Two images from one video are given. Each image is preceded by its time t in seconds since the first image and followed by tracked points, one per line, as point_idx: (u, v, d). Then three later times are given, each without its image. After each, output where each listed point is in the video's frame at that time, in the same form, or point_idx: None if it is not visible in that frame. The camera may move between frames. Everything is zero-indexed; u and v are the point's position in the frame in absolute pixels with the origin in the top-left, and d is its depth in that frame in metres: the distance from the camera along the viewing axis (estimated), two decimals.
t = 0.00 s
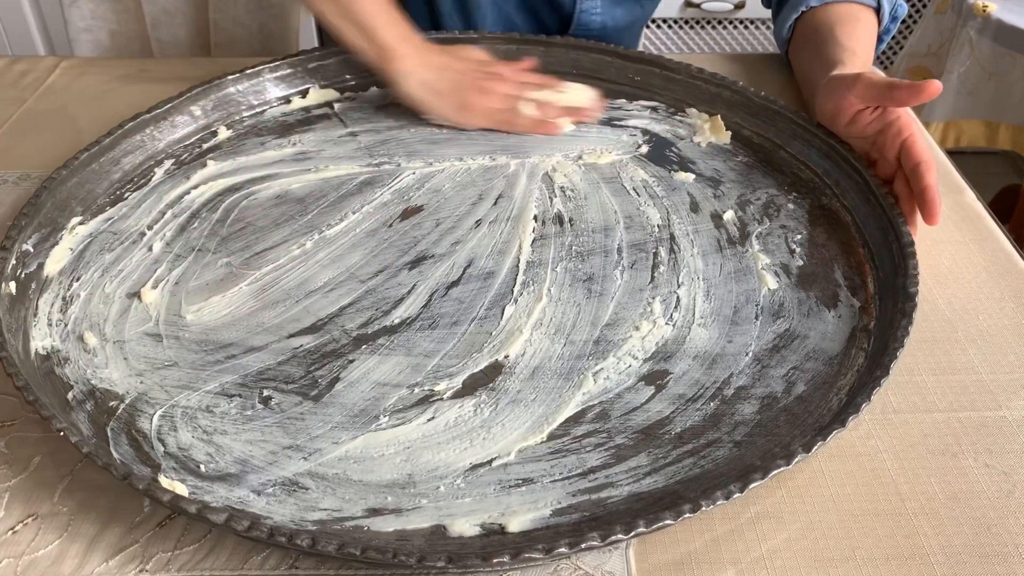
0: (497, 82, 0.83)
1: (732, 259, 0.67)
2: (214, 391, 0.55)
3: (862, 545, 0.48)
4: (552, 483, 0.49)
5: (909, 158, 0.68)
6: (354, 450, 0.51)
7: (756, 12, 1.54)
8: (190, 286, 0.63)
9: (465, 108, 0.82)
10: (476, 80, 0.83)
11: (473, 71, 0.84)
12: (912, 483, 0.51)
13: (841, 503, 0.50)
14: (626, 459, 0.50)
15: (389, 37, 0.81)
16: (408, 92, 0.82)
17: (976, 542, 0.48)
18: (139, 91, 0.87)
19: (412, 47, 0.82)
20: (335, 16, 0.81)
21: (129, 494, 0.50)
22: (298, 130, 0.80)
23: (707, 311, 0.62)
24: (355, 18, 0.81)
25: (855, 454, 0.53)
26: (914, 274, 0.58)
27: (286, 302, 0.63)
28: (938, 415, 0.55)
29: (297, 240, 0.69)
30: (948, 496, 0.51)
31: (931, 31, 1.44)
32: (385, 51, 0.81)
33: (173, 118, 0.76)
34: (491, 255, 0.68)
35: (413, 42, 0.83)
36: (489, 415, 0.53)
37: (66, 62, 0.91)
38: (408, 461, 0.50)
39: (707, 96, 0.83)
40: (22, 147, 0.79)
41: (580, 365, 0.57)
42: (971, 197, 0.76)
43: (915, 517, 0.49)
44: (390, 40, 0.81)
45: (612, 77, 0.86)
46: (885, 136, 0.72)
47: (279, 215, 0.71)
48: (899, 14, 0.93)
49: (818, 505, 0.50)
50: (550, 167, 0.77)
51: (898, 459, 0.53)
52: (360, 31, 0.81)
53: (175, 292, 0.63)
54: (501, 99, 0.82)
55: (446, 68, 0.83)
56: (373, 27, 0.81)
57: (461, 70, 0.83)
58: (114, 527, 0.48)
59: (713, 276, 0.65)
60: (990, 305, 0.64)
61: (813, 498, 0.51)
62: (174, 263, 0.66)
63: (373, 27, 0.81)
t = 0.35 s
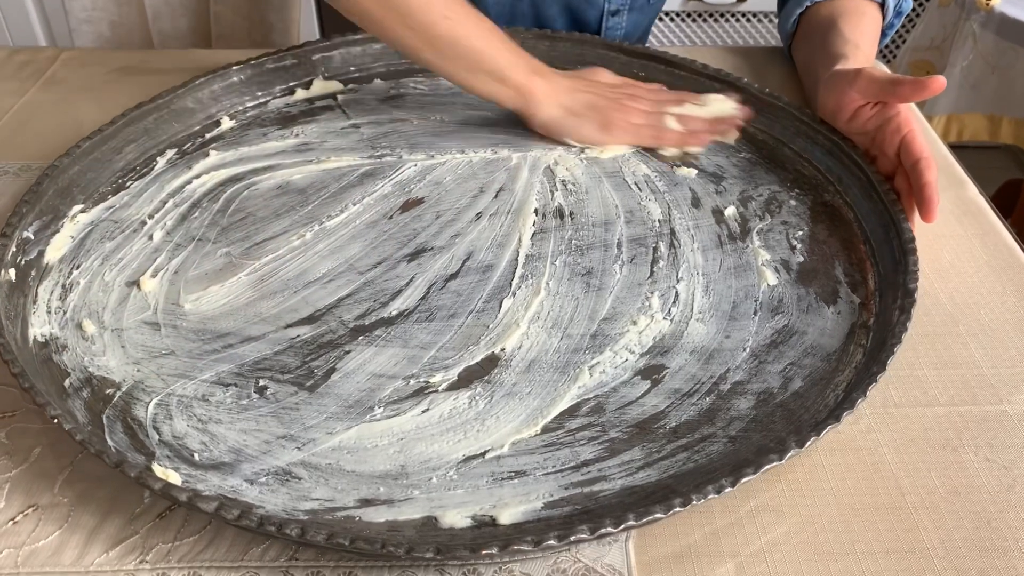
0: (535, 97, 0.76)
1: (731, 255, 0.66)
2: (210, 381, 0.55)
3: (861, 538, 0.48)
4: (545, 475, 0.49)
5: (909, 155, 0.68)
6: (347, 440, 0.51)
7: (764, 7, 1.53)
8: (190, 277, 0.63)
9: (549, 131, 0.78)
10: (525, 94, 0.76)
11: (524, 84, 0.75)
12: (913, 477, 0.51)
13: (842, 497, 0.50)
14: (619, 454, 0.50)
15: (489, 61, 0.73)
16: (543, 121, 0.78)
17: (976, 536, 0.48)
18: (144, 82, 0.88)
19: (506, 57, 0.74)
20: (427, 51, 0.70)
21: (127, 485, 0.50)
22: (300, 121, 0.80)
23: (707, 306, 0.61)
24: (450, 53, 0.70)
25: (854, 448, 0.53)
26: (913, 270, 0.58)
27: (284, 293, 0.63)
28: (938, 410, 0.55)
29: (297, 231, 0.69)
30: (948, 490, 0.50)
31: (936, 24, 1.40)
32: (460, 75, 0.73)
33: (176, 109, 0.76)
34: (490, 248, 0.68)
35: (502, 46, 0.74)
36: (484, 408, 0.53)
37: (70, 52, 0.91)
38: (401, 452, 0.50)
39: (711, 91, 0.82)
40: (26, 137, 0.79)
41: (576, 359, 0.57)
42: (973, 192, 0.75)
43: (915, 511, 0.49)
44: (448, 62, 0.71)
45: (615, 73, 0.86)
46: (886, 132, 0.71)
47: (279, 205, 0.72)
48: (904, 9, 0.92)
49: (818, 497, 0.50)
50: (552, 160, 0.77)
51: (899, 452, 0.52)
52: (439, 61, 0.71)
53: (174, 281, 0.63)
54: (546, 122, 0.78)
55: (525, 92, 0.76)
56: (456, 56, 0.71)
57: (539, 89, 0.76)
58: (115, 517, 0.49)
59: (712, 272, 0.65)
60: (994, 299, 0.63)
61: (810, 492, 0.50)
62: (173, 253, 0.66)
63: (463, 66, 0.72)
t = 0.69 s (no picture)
0: (600, 189, 0.57)
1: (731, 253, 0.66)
2: (210, 375, 0.55)
3: (859, 532, 0.48)
4: (543, 471, 0.49)
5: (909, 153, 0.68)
6: (347, 434, 0.51)
7: None
8: (191, 271, 0.64)
9: (620, 246, 0.61)
10: (587, 181, 0.57)
11: (589, 174, 0.57)
12: (910, 472, 0.51)
13: (839, 491, 0.50)
14: (618, 450, 0.50)
15: (542, 147, 0.54)
16: (607, 235, 0.61)
17: (974, 531, 0.48)
18: (144, 73, 0.88)
19: (572, 145, 0.55)
20: (447, 90, 0.51)
21: (127, 477, 0.51)
22: (301, 114, 0.80)
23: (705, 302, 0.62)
24: (471, 102, 0.51)
25: (853, 443, 0.53)
26: (913, 268, 0.58)
27: (284, 287, 0.63)
28: (936, 406, 0.55)
29: (298, 225, 0.69)
30: (946, 485, 0.51)
31: (937, 19, 1.41)
32: (491, 144, 0.54)
33: (177, 102, 0.76)
34: (490, 244, 0.68)
35: (565, 129, 0.55)
36: (483, 404, 0.54)
37: (71, 44, 0.91)
38: (401, 446, 0.51)
39: (713, 86, 0.82)
40: (26, 130, 0.79)
41: (575, 356, 0.57)
42: (973, 188, 0.75)
43: (912, 505, 0.49)
44: (472, 125, 0.53)
45: (617, 66, 0.85)
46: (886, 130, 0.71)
47: (280, 199, 0.72)
48: (905, 5, 0.92)
49: (816, 492, 0.50)
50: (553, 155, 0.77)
51: (897, 448, 0.53)
52: (461, 110, 0.52)
53: (175, 275, 0.63)
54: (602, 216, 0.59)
55: (583, 191, 0.57)
56: (519, 142, 0.54)
57: (603, 192, 0.58)
58: (115, 509, 0.49)
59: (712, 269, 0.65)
60: (993, 296, 0.63)
61: (809, 487, 0.51)
62: (174, 246, 0.66)
63: (476, 112, 0.52)
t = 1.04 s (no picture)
0: (175, 249, 0.44)
1: (735, 248, 0.66)
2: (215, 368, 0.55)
3: (862, 526, 0.48)
4: (547, 465, 0.49)
5: (917, 148, 0.68)
6: (352, 428, 0.52)
7: None
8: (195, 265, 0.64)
9: (242, 375, 0.44)
10: (145, 238, 0.44)
11: (163, 307, 0.43)
12: (914, 466, 0.51)
13: (842, 485, 0.51)
14: (622, 445, 0.51)
15: (136, 244, 0.44)
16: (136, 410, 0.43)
17: (976, 526, 0.48)
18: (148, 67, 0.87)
19: (148, 186, 0.44)
20: (138, 104, 0.45)
21: (133, 470, 0.51)
22: (305, 108, 0.80)
23: (709, 297, 0.62)
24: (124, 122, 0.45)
25: (856, 438, 0.53)
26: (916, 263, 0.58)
27: (289, 281, 0.63)
28: (939, 400, 0.55)
29: (301, 219, 0.69)
30: (949, 480, 0.51)
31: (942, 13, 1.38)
32: (134, 224, 0.44)
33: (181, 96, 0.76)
34: (494, 238, 0.68)
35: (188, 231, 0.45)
36: (488, 398, 0.54)
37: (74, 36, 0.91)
38: (406, 440, 0.51)
39: (717, 79, 0.82)
40: (30, 123, 0.79)
41: (579, 350, 0.57)
42: (978, 183, 0.75)
43: (915, 500, 0.50)
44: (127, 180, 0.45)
45: (621, 60, 0.85)
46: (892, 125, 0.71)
47: (284, 193, 0.72)
48: None
49: (819, 486, 0.51)
50: (556, 149, 0.77)
51: (900, 443, 0.53)
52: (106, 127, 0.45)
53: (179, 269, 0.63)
54: (107, 355, 0.44)
55: (130, 273, 0.44)
56: (167, 215, 0.45)
57: (126, 291, 0.43)
58: (122, 501, 0.49)
59: (716, 263, 0.65)
60: (997, 290, 0.63)
61: (812, 481, 0.51)
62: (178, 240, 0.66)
63: (127, 154, 0.44)
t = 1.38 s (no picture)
0: None
1: (735, 239, 0.66)
2: (213, 357, 0.55)
3: (862, 517, 0.48)
4: (547, 454, 0.49)
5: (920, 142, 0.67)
6: (350, 416, 0.51)
7: None
8: (194, 255, 0.63)
9: None
10: None
11: None
12: (914, 458, 0.51)
13: (842, 477, 0.51)
14: (622, 434, 0.50)
15: None
16: None
17: (976, 517, 0.48)
18: (148, 57, 0.87)
19: None
20: None
21: (132, 459, 0.51)
22: (305, 98, 0.79)
23: (709, 288, 0.62)
24: None
25: (856, 430, 0.53)
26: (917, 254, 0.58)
27: (287, 271, 0.63)
28: (940, 392, 0.55)
29: (301, 209, 0.69)
30: (949, 471, 0.51)
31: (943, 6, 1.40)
32: None
33: (181, 86, 0.76)
34: (493, 228, 0.68)
35: None
36: (486, 387, 0.54)
37: (73, 27, 0.91)
38: (405, 429, 0.51)
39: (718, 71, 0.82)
40: (30, 113, 0.78)
41: (578, 340, 0.57)
42: (979, 176, 0.75)
43: (915, 491, 0.50)
44: None
45: (622, 52, 0.85)
46: (896, 118, 0.71)
47: (284, 183, 0.71)
48: None
49: (819, 477, 0.51)
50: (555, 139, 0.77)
51: (900, 434, 0.53)
52: None
53: (178, 258, 0.63)
54: None
55: None
56: None
57: None
58: (121, 490, 0.49)
59: (716, 254, 0.65)
60: (998, 283, 0.63)
61: (812, 472, 0.51)
62: (177, 230, 0.66)
63: None
